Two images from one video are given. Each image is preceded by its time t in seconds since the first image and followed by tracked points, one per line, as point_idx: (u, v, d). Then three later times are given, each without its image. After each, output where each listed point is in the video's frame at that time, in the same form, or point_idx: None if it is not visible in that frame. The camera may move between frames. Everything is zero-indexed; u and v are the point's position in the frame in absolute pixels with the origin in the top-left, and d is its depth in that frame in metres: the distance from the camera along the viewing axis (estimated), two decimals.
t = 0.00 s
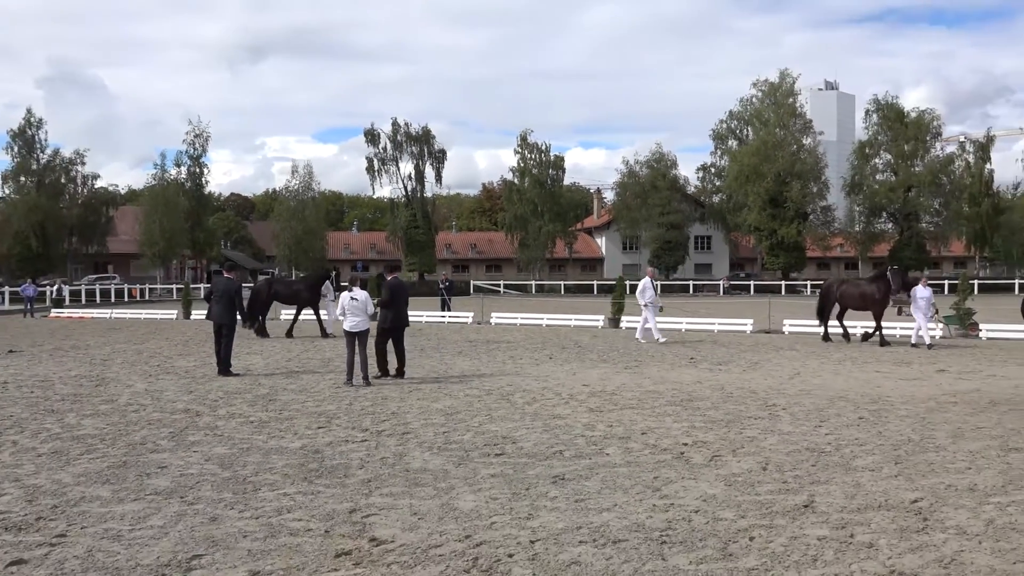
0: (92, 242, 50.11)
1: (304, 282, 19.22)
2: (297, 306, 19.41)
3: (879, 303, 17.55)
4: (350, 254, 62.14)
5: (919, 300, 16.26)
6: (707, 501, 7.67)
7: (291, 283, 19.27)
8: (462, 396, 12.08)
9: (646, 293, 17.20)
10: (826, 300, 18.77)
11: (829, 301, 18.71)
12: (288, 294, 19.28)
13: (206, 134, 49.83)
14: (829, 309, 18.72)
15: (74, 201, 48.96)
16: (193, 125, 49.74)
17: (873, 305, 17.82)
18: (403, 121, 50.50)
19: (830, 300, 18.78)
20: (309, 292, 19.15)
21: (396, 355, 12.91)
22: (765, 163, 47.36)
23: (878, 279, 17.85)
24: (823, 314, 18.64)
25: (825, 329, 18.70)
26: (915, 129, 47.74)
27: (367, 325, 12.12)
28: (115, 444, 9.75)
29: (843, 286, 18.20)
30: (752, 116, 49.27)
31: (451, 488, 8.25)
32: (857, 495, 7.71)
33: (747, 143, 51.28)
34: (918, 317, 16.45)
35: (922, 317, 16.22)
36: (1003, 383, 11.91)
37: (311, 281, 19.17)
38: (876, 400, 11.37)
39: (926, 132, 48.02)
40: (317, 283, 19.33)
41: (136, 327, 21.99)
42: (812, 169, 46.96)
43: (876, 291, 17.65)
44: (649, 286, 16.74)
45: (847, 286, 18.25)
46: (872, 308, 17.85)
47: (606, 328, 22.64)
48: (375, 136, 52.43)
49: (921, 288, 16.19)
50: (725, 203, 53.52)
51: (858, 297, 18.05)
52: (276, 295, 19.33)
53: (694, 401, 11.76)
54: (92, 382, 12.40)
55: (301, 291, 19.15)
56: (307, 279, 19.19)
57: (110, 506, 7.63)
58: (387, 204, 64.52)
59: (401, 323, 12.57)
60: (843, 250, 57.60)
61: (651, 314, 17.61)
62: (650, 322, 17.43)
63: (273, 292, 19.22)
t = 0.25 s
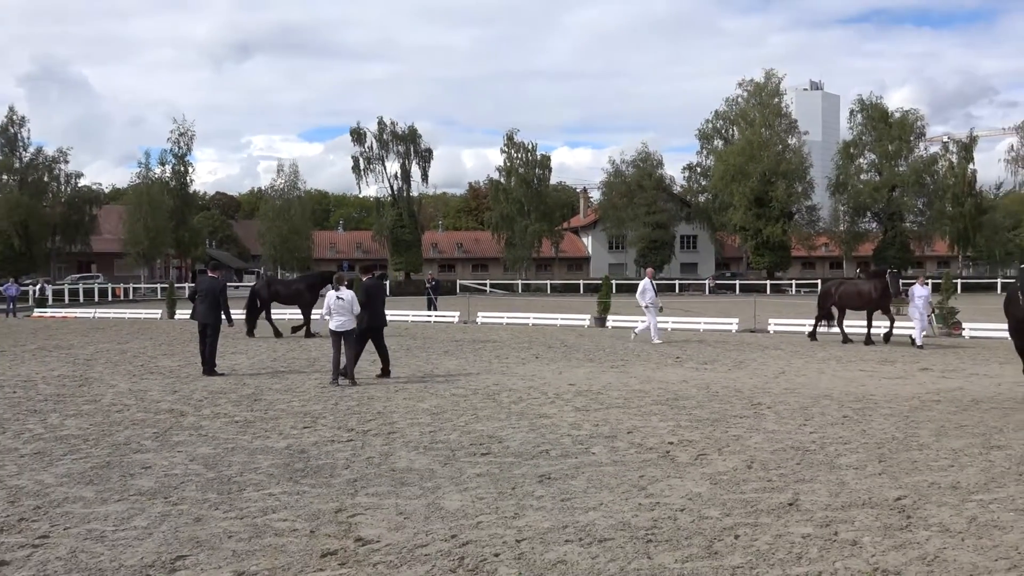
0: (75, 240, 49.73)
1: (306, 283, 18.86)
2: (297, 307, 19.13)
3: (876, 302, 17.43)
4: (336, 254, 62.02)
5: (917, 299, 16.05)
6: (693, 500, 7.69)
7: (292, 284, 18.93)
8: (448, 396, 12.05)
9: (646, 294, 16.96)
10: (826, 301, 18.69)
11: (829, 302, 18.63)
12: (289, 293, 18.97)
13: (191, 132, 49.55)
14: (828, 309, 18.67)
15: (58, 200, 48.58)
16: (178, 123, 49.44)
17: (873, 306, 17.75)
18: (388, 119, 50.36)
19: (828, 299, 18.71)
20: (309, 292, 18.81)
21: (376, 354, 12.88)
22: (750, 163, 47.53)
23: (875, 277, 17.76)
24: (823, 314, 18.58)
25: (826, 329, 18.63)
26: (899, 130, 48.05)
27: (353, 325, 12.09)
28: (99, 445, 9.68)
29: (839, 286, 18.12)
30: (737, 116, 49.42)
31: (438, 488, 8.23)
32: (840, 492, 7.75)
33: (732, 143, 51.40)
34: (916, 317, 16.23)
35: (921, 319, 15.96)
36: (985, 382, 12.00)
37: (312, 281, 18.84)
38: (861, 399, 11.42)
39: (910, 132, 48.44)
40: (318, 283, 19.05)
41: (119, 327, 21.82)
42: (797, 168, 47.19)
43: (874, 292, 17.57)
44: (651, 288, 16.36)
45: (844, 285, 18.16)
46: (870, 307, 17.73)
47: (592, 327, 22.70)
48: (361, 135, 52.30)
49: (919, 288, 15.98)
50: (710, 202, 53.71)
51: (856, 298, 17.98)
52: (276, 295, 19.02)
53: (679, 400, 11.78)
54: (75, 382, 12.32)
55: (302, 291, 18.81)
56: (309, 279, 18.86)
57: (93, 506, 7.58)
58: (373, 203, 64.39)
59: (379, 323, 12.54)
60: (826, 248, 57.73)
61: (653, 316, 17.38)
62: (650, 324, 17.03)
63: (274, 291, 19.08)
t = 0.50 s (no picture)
0: (45, 239, 49.04)
1: (295, 282, 18.76)
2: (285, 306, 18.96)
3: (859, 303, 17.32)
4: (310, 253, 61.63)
5: (901, 300, 16.03)
6: (666, 499, 7.71)
7: (281, 283, 18.78)
8: (422, 396, 12.01)
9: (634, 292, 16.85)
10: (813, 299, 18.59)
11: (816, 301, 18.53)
12: (278, 292, 18.76)
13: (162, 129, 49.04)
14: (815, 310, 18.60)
15: (27, 198, 47.89)
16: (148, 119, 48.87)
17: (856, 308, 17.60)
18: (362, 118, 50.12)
19: (817, 299, 18.66)
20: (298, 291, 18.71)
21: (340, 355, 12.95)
22: (723, 164, 47.85)
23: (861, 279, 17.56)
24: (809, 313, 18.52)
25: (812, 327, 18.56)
26: (870, 132, 48.54)
27: (326, 325, 12.03)
28: (67, 447, 9.54)
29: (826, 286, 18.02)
30: (710, 116, 49.69)
31: (411, 489, 8.19)
32: (814, 490, 7.80)
33: (706, 143, 51.66)
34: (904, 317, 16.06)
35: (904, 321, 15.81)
36: (954, 381, 12.18)
37: (301, 280, 18.76)
38: (831, 398, 11.51)
39: (881, 134, 48.97)
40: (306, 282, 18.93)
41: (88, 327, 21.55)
42: (769, 169, 47.60)
43: (857, 294, 17.39)
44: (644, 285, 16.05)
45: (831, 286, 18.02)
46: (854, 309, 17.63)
47: (566, 327, 22.77)
48: (335, 133, 52.05)
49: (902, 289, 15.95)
50: (684, 203, 54.01)
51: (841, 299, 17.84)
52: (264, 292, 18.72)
53: (652, 399, 11.82)
54: (42, 384, 12.15)
55: (292, 290, 18.70)
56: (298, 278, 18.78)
57: (60, 509, 7.47)
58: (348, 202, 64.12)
59: (341, 322, 12.64)
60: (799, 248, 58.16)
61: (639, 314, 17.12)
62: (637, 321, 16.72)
63: (262, 290, 18.86)
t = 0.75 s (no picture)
0: (10, 237, 48.28)
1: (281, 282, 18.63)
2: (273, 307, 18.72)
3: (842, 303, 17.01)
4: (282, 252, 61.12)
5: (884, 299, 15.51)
6: (638, 498, 7.73)
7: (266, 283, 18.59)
8: (395, 396, 11.96)
9: (621, 293, 16.77)
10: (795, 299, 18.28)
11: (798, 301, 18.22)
12: (264, 292, 18.51)
13: (129, 126, 48.42)
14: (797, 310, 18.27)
15: None
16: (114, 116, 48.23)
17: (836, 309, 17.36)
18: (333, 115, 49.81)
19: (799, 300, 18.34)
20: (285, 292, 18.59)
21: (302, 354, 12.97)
22: (696, 164, 48.05)
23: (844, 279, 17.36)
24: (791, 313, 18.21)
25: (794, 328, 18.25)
26: (840, 133, 49.00)
27: (298, 325, 11.96)
28: (34, 449, 9.35)
29: (808, 285, 17.76)
30: (683, 116, 49.87)
31: (383, 489, 8.17)
32: (786, 486, 7.91)
33: (678, 143, 51.90)
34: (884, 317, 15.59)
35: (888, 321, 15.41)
36: (921, 379, 12.35)
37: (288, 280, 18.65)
38: (802, 397, 11.59)
39: (851, 135, 49.43)
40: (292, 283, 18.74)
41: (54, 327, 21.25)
42: (741, 170, 47.87)
43: (840, 293, 17.09)
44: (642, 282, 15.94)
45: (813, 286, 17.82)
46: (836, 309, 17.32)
47: (539, 326, 22.84)
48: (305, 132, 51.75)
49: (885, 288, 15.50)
50: (657, 203, 54.21)
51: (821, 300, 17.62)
52: (251, 293, 18.43)
53: (625, 398, 11.84)
54: (8, 384, 11.98)
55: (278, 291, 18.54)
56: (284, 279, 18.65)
57: (27, 511, 7.36)
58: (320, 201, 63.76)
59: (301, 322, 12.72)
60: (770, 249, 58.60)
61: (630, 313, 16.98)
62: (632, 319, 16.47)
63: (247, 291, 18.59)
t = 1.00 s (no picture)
0: None
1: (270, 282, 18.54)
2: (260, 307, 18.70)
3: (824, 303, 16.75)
4: (253, 251, 60.59)
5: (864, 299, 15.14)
6: (611, 496, 6.19)
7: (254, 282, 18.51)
8: (367, 395, 11.91)
9: (605, 291, 16.48)
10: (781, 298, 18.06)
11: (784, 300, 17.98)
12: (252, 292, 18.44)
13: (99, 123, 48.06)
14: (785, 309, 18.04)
15: None
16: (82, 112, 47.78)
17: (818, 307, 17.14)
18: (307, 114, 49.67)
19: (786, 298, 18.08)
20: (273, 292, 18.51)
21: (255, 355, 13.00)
22: (667, 164, 48.22)
23: (829, 279, 17.18)
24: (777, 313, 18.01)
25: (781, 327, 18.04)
26: (809, 134, 49.33)
27: (269, 324, 11.97)
28: None
29: (792, 284, 17.50)
30: (655, 117, 50.11)
31: (355, 489, 6.60)
32: (829, 475, 6.74)
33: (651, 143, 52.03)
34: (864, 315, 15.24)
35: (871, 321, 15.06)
36: (889, 377, 12.47)
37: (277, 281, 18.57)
38: (771, 396, 11.59)
39: (820, 136, 49.78)
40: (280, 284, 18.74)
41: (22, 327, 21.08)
42: (713, 170, 48.01)
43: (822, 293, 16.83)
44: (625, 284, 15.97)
45: (797, 283, 17.62)
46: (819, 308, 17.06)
47: (512, 325, 22.92)
48: (278, 130, 51.72)
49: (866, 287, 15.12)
50: (629, 202, 54.42)
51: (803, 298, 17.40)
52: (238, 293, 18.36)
53: (596, 397, 11.78)
54: None
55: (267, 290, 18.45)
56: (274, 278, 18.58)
57: None
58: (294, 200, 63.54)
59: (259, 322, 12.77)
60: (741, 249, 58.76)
61: (613, 312, 17.04)
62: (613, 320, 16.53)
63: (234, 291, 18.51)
